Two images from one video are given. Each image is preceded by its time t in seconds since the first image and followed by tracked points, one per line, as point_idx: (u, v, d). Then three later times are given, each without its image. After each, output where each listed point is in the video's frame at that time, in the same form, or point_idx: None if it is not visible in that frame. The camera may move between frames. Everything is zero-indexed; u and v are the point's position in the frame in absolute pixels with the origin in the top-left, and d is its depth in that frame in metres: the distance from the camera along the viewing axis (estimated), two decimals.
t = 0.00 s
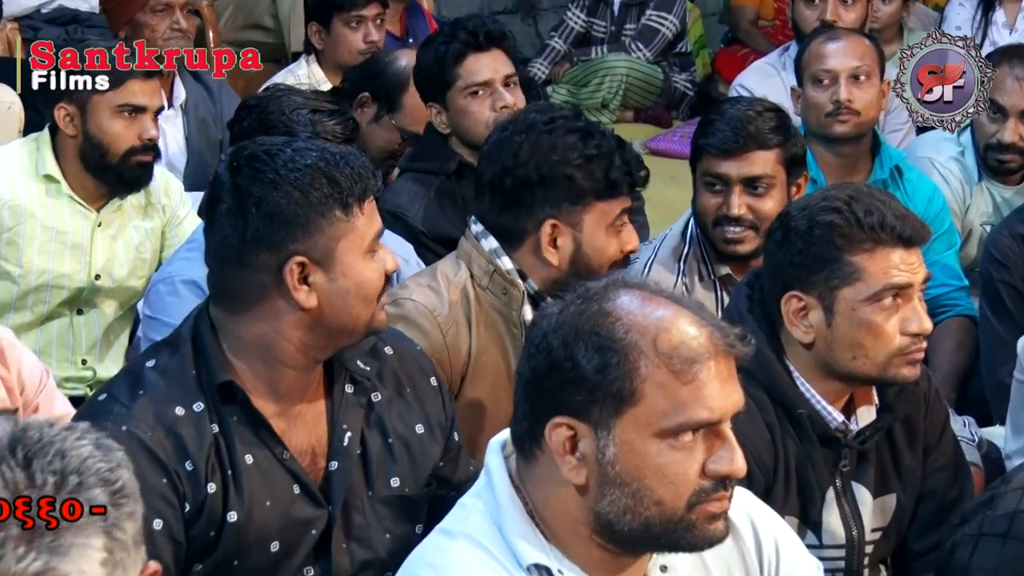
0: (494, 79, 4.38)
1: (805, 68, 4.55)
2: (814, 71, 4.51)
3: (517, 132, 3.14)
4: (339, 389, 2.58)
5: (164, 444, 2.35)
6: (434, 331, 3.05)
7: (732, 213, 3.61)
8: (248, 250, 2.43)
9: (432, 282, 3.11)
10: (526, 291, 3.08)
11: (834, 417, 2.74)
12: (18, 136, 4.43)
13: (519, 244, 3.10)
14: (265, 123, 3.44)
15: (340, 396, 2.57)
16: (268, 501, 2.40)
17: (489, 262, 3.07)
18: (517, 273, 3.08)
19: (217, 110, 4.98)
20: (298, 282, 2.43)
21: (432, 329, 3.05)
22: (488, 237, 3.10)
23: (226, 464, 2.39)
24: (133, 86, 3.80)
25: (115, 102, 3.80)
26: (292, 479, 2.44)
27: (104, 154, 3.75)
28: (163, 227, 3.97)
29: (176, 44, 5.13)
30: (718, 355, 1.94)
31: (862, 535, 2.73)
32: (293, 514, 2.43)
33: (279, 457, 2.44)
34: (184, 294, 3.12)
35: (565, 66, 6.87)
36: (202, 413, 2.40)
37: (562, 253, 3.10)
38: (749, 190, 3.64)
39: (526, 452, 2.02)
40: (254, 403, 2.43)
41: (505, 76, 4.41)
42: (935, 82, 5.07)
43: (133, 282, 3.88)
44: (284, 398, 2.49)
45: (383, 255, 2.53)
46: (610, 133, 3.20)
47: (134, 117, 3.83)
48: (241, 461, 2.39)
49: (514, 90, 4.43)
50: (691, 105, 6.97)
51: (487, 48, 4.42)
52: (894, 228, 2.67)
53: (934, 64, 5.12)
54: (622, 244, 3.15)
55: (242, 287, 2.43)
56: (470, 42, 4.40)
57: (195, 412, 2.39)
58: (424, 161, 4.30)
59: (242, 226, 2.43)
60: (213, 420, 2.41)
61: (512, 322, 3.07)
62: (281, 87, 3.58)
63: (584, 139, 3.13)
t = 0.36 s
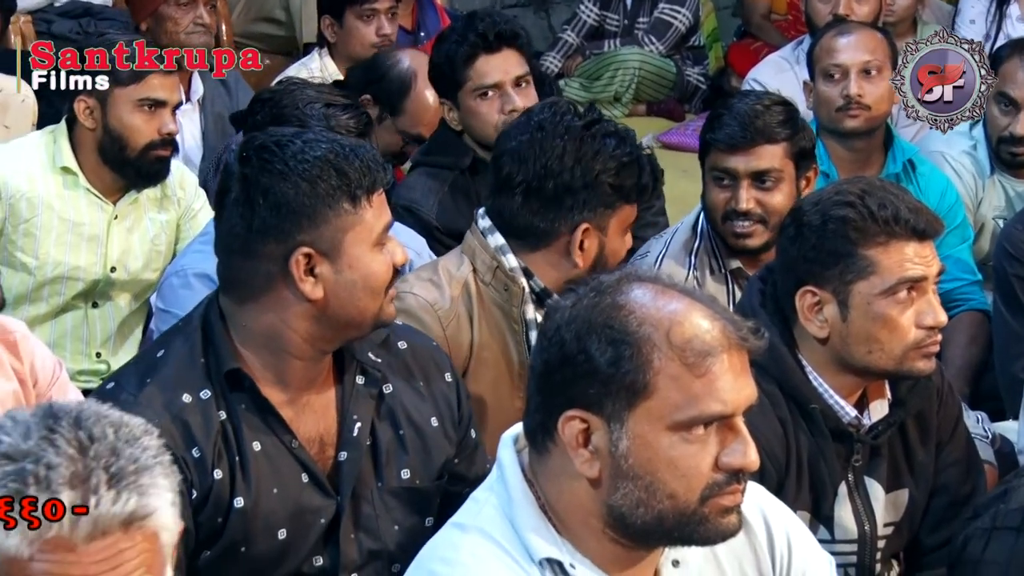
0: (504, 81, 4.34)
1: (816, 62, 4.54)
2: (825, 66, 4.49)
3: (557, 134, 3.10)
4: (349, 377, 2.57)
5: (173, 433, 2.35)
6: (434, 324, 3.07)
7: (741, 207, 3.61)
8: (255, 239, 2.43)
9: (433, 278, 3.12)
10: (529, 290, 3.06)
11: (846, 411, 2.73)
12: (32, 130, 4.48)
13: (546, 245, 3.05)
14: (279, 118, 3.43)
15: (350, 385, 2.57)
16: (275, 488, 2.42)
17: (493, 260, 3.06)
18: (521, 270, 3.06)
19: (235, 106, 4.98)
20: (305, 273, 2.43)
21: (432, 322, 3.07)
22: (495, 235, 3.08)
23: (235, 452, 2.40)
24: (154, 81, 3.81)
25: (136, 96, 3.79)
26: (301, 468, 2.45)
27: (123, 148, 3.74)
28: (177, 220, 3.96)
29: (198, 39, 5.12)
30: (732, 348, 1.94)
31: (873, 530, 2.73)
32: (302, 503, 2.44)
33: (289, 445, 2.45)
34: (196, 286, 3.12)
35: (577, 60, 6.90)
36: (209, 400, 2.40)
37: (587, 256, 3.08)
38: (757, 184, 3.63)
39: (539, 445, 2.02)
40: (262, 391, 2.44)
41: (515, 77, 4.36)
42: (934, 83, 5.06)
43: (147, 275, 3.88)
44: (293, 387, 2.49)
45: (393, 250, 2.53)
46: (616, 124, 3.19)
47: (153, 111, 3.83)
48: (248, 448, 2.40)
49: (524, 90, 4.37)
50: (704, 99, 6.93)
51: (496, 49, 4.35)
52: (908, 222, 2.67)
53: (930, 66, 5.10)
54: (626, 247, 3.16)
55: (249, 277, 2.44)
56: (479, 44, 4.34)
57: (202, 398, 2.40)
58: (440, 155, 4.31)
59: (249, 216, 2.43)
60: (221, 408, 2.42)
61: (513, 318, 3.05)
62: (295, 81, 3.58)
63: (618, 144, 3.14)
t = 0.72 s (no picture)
0: (528, 80, 4.41)
1: (828, 54, 4.54)
2: (836, 58, 4.50)
3: (561, 124, 3.10)
4: (352, 367, 2.58)
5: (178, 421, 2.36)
6: (442, 315, 3.05)
7: (758, 209, 3.61)
8: (254, 225, 2.43)
9: (438, 267, 3.12)
10: (535, 280, 3.08)
11: (857, 405, 2.73)
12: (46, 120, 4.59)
13: (552, 234, 3.08)
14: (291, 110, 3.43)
15: (352, 373, 2.57)
16: (280, 475, 2.43)
17: (499, 250, 3.06)
18: (526, 260, 3.08)
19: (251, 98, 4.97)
20: (304, 258, 2.44)
21: (440, 314, 3.06)
22: (499, 225, 3.09)
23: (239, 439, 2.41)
24: (168, 76, 3.83)
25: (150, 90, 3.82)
26: (305, 455, 2.46)
27: (136, 143, 3.75)
28: (189, 211, 3.97)
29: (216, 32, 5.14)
30: (740, 339, 1.94)
31: (884, 522, 2.72)
32: (306, 490, 2.45)
33: (293, 433, 2.46)
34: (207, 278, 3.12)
35: (588, 51, 6.87)
36: (212, 389, 2.41)
37: (593, 244, 3.11)
38: (773, 184, 3.63)
39: (548, 438, 2.02)
40: (265, 378, 2.45)
41: (539, 77, 4.44)
42: (934, 83, 4.91)
43: (159, 267, 3.90)
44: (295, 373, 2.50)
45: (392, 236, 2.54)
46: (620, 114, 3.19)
47: (167, 107, 3.85)
48: (253, 436, 2.41)
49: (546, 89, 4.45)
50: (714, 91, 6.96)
51: (523, 47, 4.42)
52: (921, 214, 2.66)
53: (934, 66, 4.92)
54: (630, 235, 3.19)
55: (248, 264, 2.44)
56: (506, 41, 4.40)
57: (206, 387, 2.41)
58: (456, 146, 4.33)
59: (247, 202, 2.44)
60: (225, 396, 2.42)
61: (519, 309, 3.06)
62: (306, 72, 3.59)
63: (621, 132, 3.15)
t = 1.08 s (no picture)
0: (566, 77, 4.48)
1: (844, 47, 4.55)
2: (852, 51, 4.51)
3: (576, 116, 3.10)
4: (364, 363, 2.58)
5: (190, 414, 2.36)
6: (456, 305, 3.06)
7: (758, 180, 3.62)
8: (285, 220, 2.43)
9: (453, 259, 3.12)
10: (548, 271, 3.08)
11: (870, 398, 2.71)
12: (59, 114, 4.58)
13: (567, 226, 3.07)
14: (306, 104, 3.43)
15: (365, 370, 2.57)
16: (295, 471, 2.43)
17: (512, 241, 3.07)
18: (540, 252, 3.08)
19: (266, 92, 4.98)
20: (332, 255, 2.44)
21: (454, 303, 3.06)
22: (513, 216, 3.10)
23: (254, 435, 2.41)
24: (183, 71, 3.85)
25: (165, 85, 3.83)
26: (318, 451, 2.47)
27: (151, 136, 3.77)
28: (203, 204, 3.99)
29: (234, 25, 5.07)
30: (755, 332, 1.93)
31: (898, 515, 2.72)
32: (320, 485, 2.45)
33: (305, 428, 2.46)
34: (220, 271, 3.12)
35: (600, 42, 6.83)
36: (227, 385, 2.41)
37: (607, 236, 3.10)
38: (775, 157, 3.64)
39: (562, 430, 2.02)
40: (280, 374, 2.45)
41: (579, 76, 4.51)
42: (934, 83, 4.40)
43: (173, 259, 3.91)
44: (312, 369, 2.51)
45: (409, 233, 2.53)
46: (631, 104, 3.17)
47: (182, 101, 3.87)
48: (268, 432, 2.42)
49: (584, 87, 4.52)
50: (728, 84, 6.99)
51: (568, 45, 4.50)
52: (937, 208, 2.65)
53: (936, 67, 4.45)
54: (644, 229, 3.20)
55: (275, 258, 2.44)
56: (550, 37, 4.45)
57: (220, 383, 2.41)
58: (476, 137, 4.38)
59: (281, 197, 2.42)
60: (240, 392, 2.42)
61: (532, 301, 3.07)
62: (320, 65, 3.59)
63: (636, 125, 3.13)
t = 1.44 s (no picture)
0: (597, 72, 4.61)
1: (855, 40, 4.50)
2: (863, 44, 4.47)
3: (586, 107, 3.13)
4: (394, 370, 2.61)
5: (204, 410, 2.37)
6: (467, 296, 3.08)
7: (769, 175, 3.62)
8: (296, 222, 2.46)
9: (464, 251, 3.12)
10: (559, 262, 3.08)
11: (881, 392, 2.72)
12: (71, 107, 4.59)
13: (577, 218, 3.09)
14: (317, 96, 3.47)
15: (395, 376, 2.61)
16: (317, 480, 2.44)
17: (524, 233, 3.07)
18: (552, 244, 3.09)
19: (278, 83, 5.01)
20: (339, 263, 2.44)
21: (466, 296, 3.08)
22: (525, 208, 3.10)
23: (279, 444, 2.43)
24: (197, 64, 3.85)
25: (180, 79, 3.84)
26: (341, 459, 2.48)
27: (165, 128, 3.78)
28: (214, 197, 4.01)
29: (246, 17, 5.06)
30: (766, 328, 1.93)
31: (908, 509, 2.72)
32: (343, 493, 2.46)
33: (331, 438, 2.48)
34: (232, 264, 3.11)
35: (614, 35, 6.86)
36: (253, 391, 2.43)
37: (618, 228, 3.12)
38: (786, 151, 3.64)
39: (572, 422, 2.03)
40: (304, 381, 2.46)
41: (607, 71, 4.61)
42: (934, 83, 4.37)
43: (185, 252, 3.93)
44: (334, 377, 2.52)
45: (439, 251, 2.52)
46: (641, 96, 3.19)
47: (196, 94, 3.87)
48: (292, 440, 2.43)
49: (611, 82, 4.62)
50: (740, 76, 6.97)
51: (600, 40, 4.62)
52: (948, 202, 2.65)
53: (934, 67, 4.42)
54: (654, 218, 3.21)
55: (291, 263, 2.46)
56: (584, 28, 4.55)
57: (246, 390, 2.42)
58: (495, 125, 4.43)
59: (292, 198, 2.47)
60: (265, 399, 2.44)
61: (544, 292, 3.07)
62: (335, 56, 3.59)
63: (646, 116, 3.16)
